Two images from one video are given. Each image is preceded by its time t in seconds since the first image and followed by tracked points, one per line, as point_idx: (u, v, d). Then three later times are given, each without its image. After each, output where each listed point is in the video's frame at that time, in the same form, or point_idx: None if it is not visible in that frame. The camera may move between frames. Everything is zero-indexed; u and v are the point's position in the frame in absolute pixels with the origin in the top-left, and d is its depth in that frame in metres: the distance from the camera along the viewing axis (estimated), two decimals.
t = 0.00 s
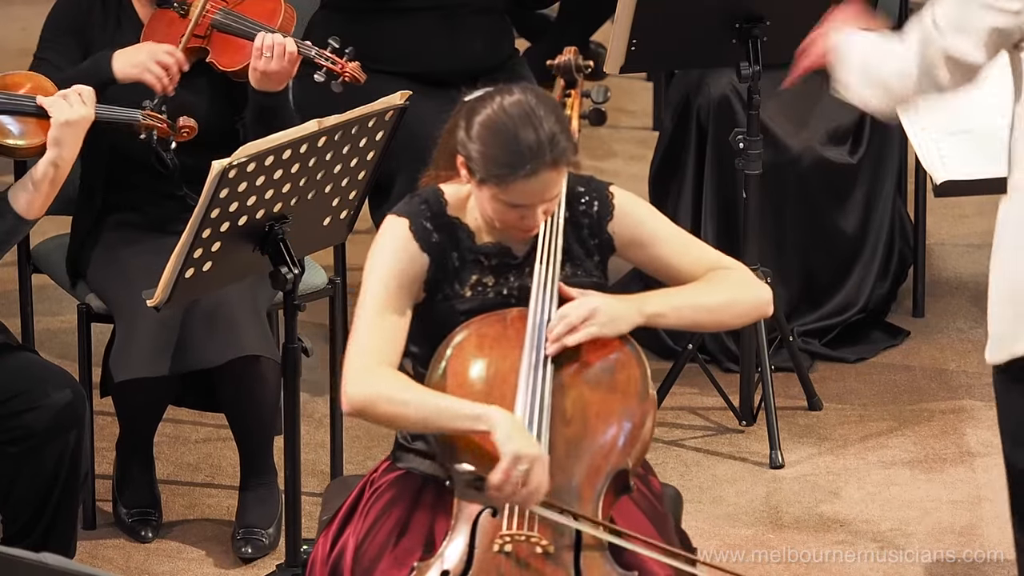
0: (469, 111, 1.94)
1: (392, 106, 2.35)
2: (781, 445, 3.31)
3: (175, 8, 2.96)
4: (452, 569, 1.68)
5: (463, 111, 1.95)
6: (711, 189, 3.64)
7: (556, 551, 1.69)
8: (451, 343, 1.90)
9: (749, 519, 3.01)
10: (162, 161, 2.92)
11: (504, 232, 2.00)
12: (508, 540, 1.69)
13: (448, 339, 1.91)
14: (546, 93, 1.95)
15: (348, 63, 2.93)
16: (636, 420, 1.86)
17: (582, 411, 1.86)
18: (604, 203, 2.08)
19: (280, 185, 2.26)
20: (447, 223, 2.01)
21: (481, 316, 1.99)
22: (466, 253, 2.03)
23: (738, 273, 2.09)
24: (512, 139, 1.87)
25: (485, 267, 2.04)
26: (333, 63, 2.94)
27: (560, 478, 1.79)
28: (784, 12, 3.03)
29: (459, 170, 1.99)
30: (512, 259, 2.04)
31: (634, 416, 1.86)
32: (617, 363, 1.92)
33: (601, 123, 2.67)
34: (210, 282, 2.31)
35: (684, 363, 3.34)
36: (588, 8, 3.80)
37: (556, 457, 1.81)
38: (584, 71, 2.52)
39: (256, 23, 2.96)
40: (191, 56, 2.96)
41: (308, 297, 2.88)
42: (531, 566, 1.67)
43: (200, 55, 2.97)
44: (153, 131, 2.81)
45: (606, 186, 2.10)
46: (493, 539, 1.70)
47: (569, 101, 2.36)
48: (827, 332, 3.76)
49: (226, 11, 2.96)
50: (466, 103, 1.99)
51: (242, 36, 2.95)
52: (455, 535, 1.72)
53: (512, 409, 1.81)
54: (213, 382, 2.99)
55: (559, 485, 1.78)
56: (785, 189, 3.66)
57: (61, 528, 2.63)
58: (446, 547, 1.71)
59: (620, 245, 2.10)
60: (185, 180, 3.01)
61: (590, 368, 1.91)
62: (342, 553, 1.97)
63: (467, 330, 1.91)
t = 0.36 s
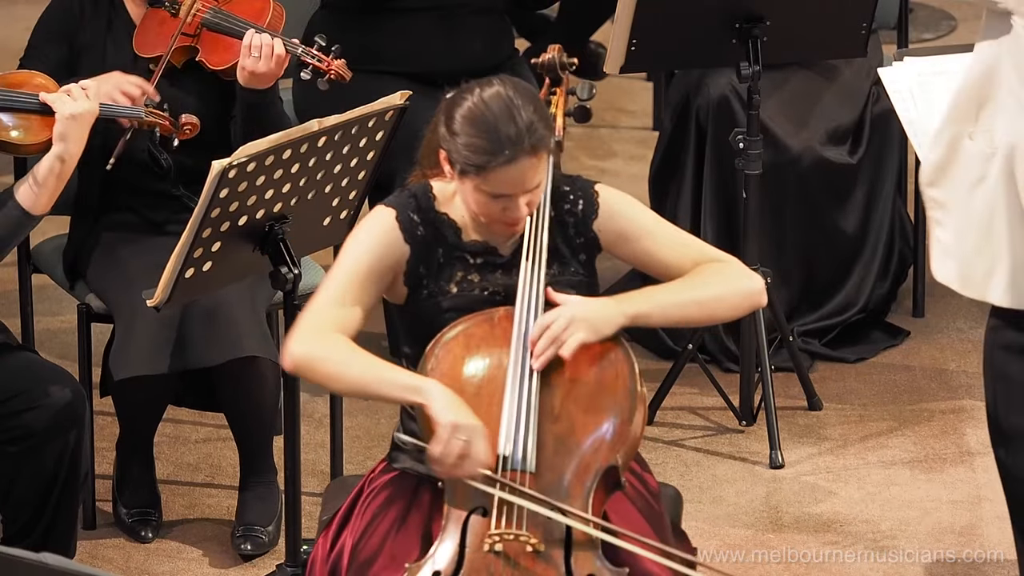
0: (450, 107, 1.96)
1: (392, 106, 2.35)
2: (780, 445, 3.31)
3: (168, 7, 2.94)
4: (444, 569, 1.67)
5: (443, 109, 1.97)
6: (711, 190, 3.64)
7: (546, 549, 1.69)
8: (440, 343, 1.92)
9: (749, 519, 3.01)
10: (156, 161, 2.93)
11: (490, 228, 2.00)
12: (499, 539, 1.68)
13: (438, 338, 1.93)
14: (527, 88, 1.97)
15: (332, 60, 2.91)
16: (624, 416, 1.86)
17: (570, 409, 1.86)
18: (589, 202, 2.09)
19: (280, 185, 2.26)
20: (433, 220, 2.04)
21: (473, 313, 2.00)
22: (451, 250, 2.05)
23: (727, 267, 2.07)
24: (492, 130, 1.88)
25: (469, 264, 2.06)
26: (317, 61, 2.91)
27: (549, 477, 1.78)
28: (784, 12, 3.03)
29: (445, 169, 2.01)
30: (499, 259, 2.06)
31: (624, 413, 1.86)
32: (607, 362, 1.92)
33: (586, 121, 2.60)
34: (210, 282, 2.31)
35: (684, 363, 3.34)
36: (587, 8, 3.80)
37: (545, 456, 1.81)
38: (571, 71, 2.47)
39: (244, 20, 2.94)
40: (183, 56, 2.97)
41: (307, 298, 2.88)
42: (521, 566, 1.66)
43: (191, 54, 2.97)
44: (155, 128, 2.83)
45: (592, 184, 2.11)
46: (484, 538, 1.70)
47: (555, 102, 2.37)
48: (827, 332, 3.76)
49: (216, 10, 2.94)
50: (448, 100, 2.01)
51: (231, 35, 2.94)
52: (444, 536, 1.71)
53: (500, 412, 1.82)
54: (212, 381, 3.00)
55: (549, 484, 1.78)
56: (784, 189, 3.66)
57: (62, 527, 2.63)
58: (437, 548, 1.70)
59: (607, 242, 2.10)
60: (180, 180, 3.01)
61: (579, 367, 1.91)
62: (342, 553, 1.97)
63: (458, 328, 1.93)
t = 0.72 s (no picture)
0: (446, 100, 1.97)
1: (392, 106, 2.35)
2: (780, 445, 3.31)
3: (166, 7, 2.94)
4: (444, 569, 1.67)
5: (439, 100, 1.98)
6: (711, 190, 3.64)
7: (545, 548, 1.68)
8: (439, 343, 1.91)
9: (749, 519, 3.01)
10: (155, 161, 2.95)
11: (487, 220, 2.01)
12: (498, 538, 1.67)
13: (437, 338, 1.93)
14: (522, 77, 1.98)
15: (330, 61, 2.90)
16: (622, 416, 1.87)
17: (570, 409, 1.86)
18: (589, 202, 2.09)
19: (280, 185, 2.26)
20: (432, 218, 2.06)
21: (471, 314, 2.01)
22: (450, 247, 2.06)
23: (725, 273, 2.07)
24: (490, 118, 1.89)
25: (467, 262, 2.06)
26: (314, 62, 2.90)
27: (549, 476, 1.78)
28: (784, 12, 3.03)
29: (442, 162, 2.02)
30: (496, 258, 2.06)
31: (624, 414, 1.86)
32: (606, 364, 1.93)
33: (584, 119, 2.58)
34: (210, 282, 2.31)
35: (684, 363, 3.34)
36: (586, 8, 3.80)
37: (545, 456, 1.81)
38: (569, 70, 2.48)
39: (241, 21, 2.95)
40: (181, 56, 2.96)
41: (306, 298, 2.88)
42: (521, 566, 1.66)
43: (190, 54, 2.97)
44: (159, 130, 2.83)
45: (591, 184, 2.11)
46: (483, 537, 1.69)
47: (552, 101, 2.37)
48: (827, 333, 3.76)
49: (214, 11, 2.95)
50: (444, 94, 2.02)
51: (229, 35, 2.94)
52: (443, 536, 1.71)
53: (498, 411, 1.83)
54: (212, 381, 3.00)
55: (548, 483, 1.77)
56: (784, 190, 3.66)
57: (62, 527, 2.63)
58: (435, 548, 1.70)
59: (606, 243, 2.11)
60: (179, 180, 3.02)
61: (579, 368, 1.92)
62: (342, 553, 1.97)
63: (457, 328, 1.93)
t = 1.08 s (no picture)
0: (454, 93, 1.96)
1: (391, 106, 2.35)
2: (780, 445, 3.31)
3: (167, 7, 2.95)
4: (447, 568, 1.67)
5: (447, 92, 1.98)
6: (712, 191, 3.64)
7: (549, 548, 1.67)
8: (443, 344, 1.93)
9: (749, 519, 3.01)
10: (155, 160, 2.96)
11: (493, 214, 2.01)
12: (503, 538, 1.66)
13: (440, 339, 1.94)
14: (531, 69, 1.98)
15: (331, 65, 2.89)
16: (627, 417, 1.85)
17: (574, 410, 1.86)
18: (596, 201, 2.09)
19: (280, 185, 2.26)
20: (436, 215, 2.06)
21: (476, 314, 2.01)
22: (454, 244, 2.06)
23: (725, 278, 2.08)
24: (500, 109, 1.89)
25: (472, 260, 2.06)
26: (315, 65, 2.90)
27: (553, 477, 1.77)
28: (785, 12, 3.03)
29: (449, 156, 2.02)
30: (503, 256, 2.06)
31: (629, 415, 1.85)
32: (611, 366, 1.93)
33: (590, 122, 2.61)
34: (210, 283, 2.31)
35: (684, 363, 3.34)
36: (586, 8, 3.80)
37: (549, 456, 1.80)
38: (574, 71, 2.44)
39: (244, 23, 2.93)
40: (182, 57, 2.96)
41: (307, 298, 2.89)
42: (525, 566, 1.65)
43: (190, 55, 2.96)
44: (163, 136, 2.85)
45: (598, 184, 2.11)
46: (486, 539, 1.68)
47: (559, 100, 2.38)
48: (826, 333, 3.76)
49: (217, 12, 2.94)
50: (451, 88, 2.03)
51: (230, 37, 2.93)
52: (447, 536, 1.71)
53: (503, 411, 1.84)
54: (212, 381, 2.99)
55: (553, 484, 1.77)
56: (784, 189, 3.66)
57: (62, 528, 2.63)
58: (440, 546, 1.70)
59: (611, 244, 2.11)
60: (181, 178, 3.04)
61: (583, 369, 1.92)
62: (342, 552, 1.97)
63: (460, 329, 1.95)
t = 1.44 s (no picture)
0: (461, 89, 1.98)
1: (391, 106, 2.35)
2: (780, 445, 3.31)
3: (168, 6, 2.95)
4: (452, 568, 1.67)
5: (455, 88, 1.99)
6: (714, 191, 3.64)
7: (555, 549, 1.67)
8: (449, 344, 1.92)
9: (749, 519, 3.01)
10: (156, 159, 2.96)
11: (500, 210, 1.99)
12: (508, 539, 1.67)
13: (445, 339, 1.94)
14: (538, 65, 1.99)
15: (333, 63, 2.91)
16: (633, 420, 1.86)
17: (580, 411, 1.86)
18: (602, 200, 2.09)
19: (280, 185, 2.25)
20: (443, 215, 2.06)
21: (481, 314, 2.02)
22: (462, 244, 2.06)
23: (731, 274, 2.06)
24: (508, 102, 1.90)
25: (479, 260, 2.06)
26: (318, 63, 2.91)
27: (559, 478, 1.77)
28: (785, 12, 3.03)
29: (455, 152, 2.02)
30: (510, 255, 2.06)
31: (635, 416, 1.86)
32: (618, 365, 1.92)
33: (598, 123, 2.60)
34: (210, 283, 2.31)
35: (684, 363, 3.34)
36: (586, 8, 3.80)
37: (554, 457, 1.80)
38: (583, 72, 2.46)
39: (245, 21, 2.95)
40: (183, 55, 2.95)
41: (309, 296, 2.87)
42: (530, 566, 1.64)
43: (191, 53, 2.96)
44: (164, 131, 2.86)
45: (604, 183, 2.11)
46: (492, 539, 1.68)
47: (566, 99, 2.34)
48: (827, 333, 3.76)
49: (218, 10, 2.95)
50: (457, 86, 2.04)
51: (232, 35, 2.94)
52: (452, 535, 1.71)
53: (509, 412, 1.84)
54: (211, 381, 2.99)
55: (558, 485, 1.77)
56: (785, 189, 3.67)
57: (62, 528, 2.63)
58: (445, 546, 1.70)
59: (616, 242, 2.10)
60: (182, 178, 3.04)
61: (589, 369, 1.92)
62: (343, 552, 1.97)
63: (466, 330, 1.94)
